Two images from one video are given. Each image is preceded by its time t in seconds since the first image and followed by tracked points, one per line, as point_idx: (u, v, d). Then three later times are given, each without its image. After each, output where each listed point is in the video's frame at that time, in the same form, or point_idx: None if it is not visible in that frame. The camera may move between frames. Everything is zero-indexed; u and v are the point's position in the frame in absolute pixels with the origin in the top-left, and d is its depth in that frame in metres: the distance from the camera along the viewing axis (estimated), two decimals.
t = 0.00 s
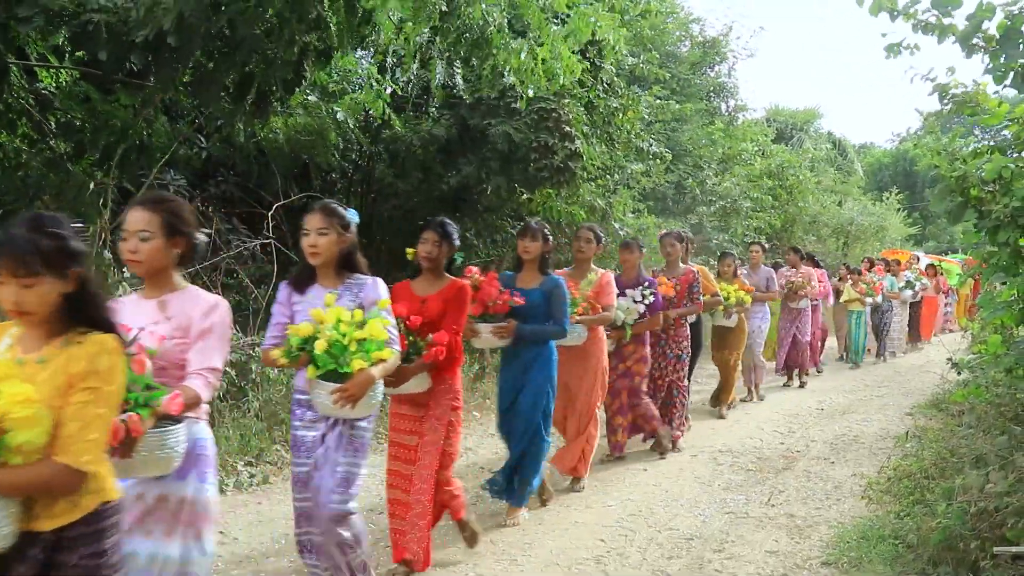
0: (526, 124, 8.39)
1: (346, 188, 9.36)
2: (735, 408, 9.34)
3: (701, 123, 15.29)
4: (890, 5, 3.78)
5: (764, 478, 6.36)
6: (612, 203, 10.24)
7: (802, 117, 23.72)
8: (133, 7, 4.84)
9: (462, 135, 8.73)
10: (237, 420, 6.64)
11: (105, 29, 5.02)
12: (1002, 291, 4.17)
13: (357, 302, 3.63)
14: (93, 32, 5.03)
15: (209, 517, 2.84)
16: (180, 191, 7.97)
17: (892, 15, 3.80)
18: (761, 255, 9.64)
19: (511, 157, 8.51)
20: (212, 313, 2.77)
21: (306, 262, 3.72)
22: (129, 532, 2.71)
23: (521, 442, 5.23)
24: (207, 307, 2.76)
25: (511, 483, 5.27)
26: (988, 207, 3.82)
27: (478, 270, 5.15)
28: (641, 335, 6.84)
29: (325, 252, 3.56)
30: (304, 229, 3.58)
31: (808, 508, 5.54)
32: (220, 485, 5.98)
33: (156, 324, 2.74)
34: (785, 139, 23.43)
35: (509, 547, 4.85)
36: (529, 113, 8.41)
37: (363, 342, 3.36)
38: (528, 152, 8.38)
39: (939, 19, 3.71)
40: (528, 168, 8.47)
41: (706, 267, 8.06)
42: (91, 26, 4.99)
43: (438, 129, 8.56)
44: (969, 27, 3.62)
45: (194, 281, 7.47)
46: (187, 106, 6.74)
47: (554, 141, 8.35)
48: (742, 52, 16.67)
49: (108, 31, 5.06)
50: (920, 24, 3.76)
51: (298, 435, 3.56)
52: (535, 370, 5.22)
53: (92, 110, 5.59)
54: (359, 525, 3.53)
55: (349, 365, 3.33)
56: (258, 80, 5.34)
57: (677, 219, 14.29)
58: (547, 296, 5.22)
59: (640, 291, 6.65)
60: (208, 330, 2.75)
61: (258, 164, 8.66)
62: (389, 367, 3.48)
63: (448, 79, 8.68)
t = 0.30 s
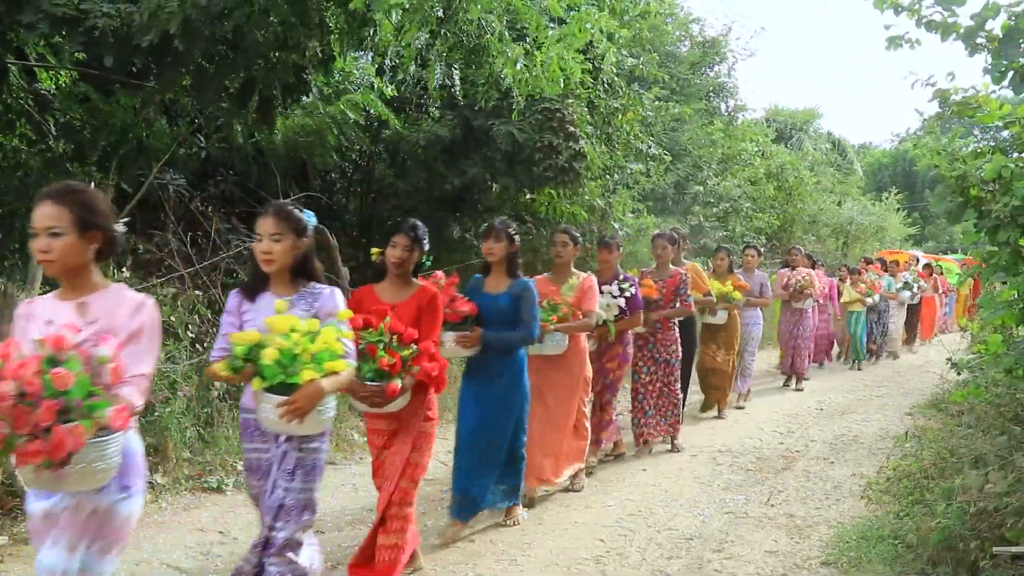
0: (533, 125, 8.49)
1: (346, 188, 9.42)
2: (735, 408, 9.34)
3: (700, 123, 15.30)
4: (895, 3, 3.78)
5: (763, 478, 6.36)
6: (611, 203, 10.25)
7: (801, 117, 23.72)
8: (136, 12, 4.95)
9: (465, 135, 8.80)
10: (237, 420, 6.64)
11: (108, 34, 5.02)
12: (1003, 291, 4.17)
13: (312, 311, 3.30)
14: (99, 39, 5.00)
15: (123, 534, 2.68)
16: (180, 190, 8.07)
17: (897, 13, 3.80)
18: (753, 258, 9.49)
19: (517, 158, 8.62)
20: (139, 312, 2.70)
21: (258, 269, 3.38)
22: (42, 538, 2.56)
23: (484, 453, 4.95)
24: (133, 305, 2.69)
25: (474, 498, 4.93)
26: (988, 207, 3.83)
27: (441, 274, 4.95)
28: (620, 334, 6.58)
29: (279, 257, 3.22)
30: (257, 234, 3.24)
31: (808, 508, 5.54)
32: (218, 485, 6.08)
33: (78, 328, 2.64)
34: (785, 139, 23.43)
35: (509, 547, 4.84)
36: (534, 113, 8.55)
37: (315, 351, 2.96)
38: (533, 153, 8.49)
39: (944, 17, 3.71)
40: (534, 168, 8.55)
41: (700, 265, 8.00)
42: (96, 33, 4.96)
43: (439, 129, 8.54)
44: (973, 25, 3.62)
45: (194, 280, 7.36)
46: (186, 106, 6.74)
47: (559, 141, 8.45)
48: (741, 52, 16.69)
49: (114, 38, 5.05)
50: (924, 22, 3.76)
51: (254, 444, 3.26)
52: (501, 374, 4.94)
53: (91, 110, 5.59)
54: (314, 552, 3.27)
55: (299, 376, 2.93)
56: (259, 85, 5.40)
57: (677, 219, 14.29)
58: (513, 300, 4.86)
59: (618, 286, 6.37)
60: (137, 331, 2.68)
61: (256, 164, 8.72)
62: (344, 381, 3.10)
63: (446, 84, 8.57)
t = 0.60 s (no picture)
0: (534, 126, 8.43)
1: (345, 188, 9.41)
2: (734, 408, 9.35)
3: (700, 123, 15.30)
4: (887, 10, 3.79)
5: (763, 478, 6.36)
6: (611, 203, 10.25)
7: (801, 117, 23.72)
8: (141, 12, 4.97)
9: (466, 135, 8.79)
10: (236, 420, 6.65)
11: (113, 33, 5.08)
12: (1002, 292, 4.17)
13: (253, 306, 2.72)
14: (105, 37, 5.07)
15: None
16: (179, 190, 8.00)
17: (888, 20, 3.80)
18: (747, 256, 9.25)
19: (518, 157, 8.61)
20: (33, 329, 2.12)
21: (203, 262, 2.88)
22: None
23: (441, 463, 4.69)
24: (27, 320, 2.12)
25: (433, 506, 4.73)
26: (988, 206, 3.82)
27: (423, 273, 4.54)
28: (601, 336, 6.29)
29: (217, 248, 2.71)
30: (195, 221, 2.75)
31: (808, 508, 5.54)
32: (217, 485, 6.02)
33: None
34: (785, 138, 23.43)
35: (508, 547, 4.84)
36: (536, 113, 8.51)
37: (239, 353, 2.49)
38: (536, 152, 8.47)
39: (936, 23, 3.71)
40: (537, 168, 8.50)
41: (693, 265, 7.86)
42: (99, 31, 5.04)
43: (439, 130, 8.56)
44: (966, 29, 3.62)
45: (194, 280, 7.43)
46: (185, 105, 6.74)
47: (562, 141, 8.43)
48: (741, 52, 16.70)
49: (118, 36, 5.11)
50: (916, 28, 3.76)
51: (178, 471, 2.67)
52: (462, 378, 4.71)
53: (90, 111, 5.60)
54: None
55: (218, 383, 2.47)
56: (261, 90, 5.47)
57: (676, 219, 14.29)
58: (475, 300, 4.61)
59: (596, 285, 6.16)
60: (28, 350, 2.10)
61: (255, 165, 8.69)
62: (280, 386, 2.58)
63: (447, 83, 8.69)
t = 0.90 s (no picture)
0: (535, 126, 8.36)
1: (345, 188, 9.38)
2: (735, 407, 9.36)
3: (699, 123, 15.31)
4: (879, 13, 3.78)
5: (762, 478, 6.36)
6: (611, 202, 10.25)
7: (800, 116, 23.74)
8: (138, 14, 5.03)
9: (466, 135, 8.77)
10: (235, 419, 6.64)
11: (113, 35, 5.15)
12: (1001, 292, 4.17)
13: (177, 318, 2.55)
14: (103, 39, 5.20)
15: None
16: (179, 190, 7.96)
17: (881, 23, 3.79)
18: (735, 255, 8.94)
19: (520, 157, 8.52)
20: None
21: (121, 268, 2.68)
22: None
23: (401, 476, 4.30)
24: None
25: (387, 529, 4.28)
26: (986, 207, 3.82)
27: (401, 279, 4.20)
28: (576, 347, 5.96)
29: (138, 253, 2.54)
30: (114, 224, 2.57)
31: (807, 508, 5.54)
32: (217, 484, 5.99)
33: None
34: (784, 138, 23.44)
35: (508, 547, 4.84)
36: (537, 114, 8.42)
37: (160, 369, 2.34)
38: (538, 152, 8.39)
39: (927, 26, 3.71)
40: (538, 168, 8.44)
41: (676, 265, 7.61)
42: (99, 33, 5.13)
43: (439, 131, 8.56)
44: (958, 32, 3.62)
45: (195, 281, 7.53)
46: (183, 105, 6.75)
47: (564, 141, 8.41)
48: (740, 52, 16.71)
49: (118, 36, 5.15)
50: (909, 31, 3.75)
51: (92, 497, 2.50)
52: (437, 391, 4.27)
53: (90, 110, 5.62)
54: None
55: (140, 401, 2.33)
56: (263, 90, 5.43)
57: (676, 219, 14.29)
58: (449, 307, 4.26)
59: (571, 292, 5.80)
60: None
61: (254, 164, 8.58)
62: (204, 404, 2.43)
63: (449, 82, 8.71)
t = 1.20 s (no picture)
0: (534, 126, 8.34)
1: (345, 187, 9.43)
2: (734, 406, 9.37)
3: (699, 123, 15.32)
4: (882, 10, 3.78)
5: (761, 477, 6.36)
6: (610, 202, 10.24)
7: (799, 116, 23.76)
8: (135, 7, 5.14)
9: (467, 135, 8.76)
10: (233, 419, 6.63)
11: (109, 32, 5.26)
12: (1000, 291, 4.17)
13: (92, 322, 2.47)
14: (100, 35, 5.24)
15: None
16: (177, 189, 8.17)
17: (884, 21, 3.79)
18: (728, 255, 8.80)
19: (519, 156, 8.51)
20: None
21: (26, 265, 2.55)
22: None
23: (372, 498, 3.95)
24: None
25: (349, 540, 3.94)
26: (985, 206, 3.83)
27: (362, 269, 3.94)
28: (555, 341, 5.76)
29: (49, 250, 2.42)
30: (19, 217, 2.43)
31: (806, 508, 5.55)
32: (216, 484, 6.00)
33: None
34: (783, 138, 23.44)
35: (506, 546, 4.84)
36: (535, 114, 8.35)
37: (88, 383, 2.28)
38: (537, 151, 8.38)
39: (931, 24, 3.71)
40: (537, 167, 8.44)
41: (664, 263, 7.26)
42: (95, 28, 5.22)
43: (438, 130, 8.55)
44: (961, 30, 3.62)
45: (193, 280, 7.34)
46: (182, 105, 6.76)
47: (563, 140, 8.41)
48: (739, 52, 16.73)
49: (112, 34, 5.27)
50: (911, 28, 3.75)
51: (19, 521, 2.43)
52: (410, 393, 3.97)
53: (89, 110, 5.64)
54: None
55: (68, 419, 2.26)
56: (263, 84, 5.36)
57: (675, 219, 14.30)
58: (419, 304, 3.90)
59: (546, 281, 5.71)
60: None
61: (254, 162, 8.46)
62: (132, 417, 2.39)
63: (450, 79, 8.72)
